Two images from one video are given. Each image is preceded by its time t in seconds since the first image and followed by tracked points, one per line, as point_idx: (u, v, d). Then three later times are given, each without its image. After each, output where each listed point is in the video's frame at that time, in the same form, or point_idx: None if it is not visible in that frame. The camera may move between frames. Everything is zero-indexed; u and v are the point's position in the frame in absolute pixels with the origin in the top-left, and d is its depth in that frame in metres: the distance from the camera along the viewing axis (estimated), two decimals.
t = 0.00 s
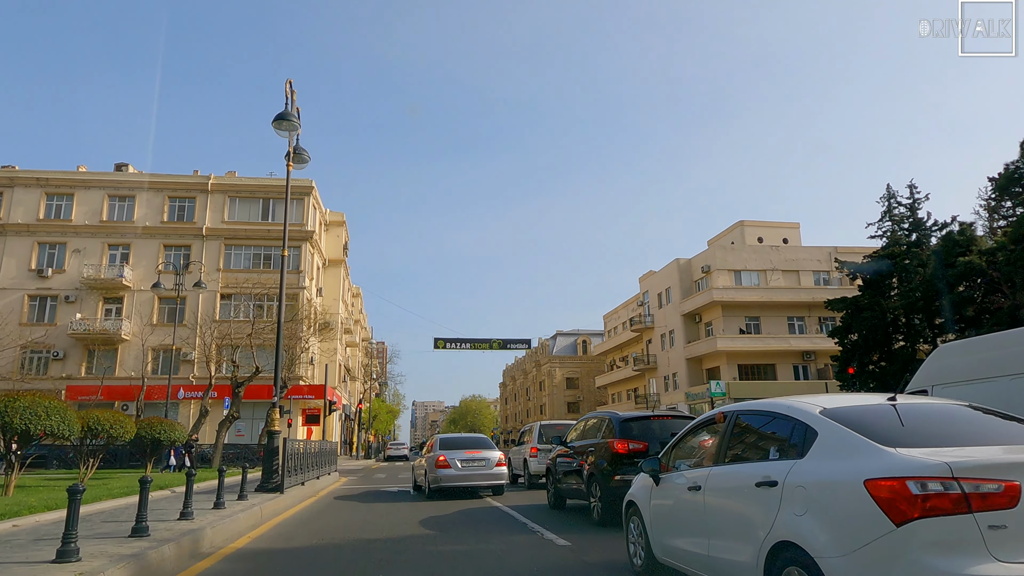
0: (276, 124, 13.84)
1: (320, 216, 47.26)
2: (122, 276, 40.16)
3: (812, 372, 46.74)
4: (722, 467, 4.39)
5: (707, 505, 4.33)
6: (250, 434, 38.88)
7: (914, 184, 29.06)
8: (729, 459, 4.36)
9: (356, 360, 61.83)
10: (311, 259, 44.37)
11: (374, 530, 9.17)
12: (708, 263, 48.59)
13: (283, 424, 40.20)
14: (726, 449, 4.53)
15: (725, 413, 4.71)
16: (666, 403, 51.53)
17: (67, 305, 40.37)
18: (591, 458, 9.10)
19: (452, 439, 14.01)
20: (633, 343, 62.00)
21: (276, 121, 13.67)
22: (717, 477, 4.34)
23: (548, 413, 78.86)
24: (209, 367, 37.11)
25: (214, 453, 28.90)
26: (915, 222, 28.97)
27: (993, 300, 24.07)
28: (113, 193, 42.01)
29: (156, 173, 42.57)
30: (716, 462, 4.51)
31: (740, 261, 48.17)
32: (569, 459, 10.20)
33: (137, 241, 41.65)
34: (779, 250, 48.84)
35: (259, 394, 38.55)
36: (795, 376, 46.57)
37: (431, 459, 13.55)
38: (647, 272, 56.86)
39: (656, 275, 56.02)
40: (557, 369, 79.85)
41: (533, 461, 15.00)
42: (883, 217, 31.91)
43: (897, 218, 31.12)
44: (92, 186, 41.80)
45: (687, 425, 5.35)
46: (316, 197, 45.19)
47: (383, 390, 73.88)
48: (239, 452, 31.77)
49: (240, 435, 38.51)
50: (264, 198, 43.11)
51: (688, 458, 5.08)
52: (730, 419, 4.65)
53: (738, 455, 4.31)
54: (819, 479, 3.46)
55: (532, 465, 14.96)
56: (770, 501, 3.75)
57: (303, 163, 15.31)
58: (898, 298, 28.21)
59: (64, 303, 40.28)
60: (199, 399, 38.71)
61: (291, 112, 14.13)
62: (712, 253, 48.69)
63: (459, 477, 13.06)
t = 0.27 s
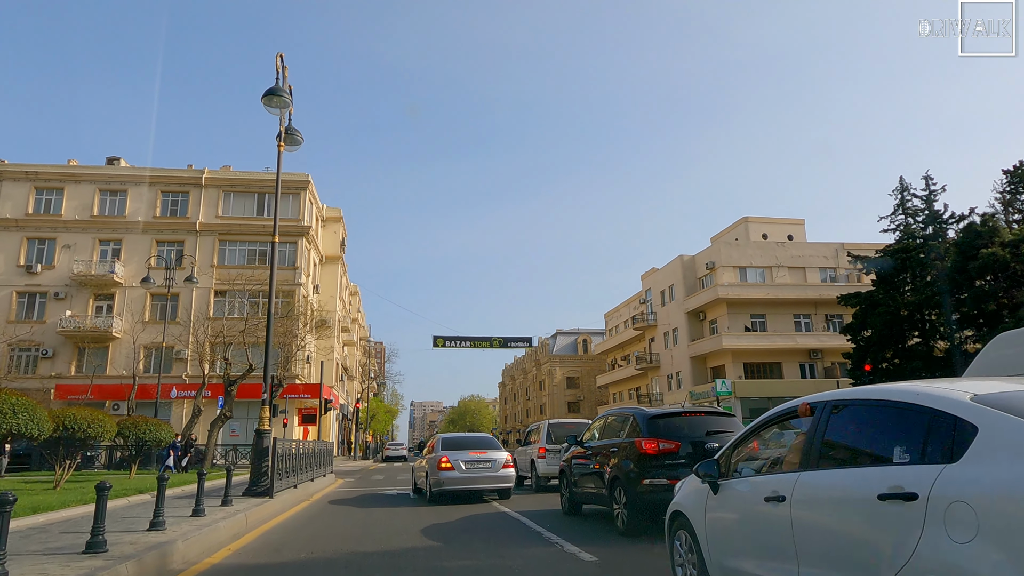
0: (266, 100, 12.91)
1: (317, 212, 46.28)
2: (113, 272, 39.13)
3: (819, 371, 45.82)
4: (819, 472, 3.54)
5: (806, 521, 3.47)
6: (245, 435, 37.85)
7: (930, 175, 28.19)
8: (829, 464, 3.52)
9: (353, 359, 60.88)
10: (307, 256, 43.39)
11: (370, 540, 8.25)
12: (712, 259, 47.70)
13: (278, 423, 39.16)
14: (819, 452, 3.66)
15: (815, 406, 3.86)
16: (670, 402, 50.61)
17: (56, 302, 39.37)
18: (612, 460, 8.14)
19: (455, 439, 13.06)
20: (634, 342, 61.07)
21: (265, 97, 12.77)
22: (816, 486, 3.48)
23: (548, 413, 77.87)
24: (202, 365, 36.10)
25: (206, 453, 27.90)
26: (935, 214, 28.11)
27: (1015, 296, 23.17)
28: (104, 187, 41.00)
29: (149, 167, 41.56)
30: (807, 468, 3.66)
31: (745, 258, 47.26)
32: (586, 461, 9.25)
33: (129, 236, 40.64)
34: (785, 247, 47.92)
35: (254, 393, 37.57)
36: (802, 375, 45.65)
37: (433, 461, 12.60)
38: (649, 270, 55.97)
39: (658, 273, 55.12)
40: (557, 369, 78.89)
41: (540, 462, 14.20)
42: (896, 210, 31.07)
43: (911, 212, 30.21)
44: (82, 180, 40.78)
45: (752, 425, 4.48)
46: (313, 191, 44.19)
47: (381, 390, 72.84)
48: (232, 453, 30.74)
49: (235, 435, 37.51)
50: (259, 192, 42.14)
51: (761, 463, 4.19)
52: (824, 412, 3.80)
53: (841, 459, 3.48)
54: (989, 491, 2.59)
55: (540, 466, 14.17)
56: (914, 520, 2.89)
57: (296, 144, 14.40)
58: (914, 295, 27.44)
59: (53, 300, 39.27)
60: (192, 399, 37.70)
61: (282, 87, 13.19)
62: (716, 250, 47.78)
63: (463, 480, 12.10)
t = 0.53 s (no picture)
0: (253, 71, 12.00)
1: (313, 207, 45.29)
2: (103, 268, 38.10)
3: (825, 369, 44.95)
4: (973, 481, 2.74)
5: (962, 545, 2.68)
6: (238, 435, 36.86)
7: (946, 165, 27.34)
8: (982, 470, 2.73)
9: (350, 358, 59.87)
10: (303, 252, 42.41)
11: (364, 553, 7.31)
12: (716, 256, 46.81)
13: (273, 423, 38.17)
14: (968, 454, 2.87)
15: (952, 392, 3.06)
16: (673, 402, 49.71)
17: (45, 299, 38.34)
18: (641, 461, 7.20)
19: (457, 439, 12.10)
20: (635, 341, 60.16)
21: (252, 69, 11.93)
22: (966, 499, 2.71)
23: (548, 413, 76.94)
24: (194, 363, 35.11)
25: (196, 454, 26.92)
26: (951, 205, 27.30)
27: None
28: (94, 181, 39.98)
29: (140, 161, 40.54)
30: (948, 475, 2.87)
31: (749, 254, 46.39)
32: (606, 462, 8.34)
33: (119, 231, 39.62)
34: (790, 243, 47.05)
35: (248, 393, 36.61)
36: (807, 374, 44.79)
37: (434, 462, 11.64)
38: (651, 267, 55.08)
39: (660, 270, 54.24)
40: (557, 368, 77.93)
41: (549, 463, 13.27)
42: (908, 203, 30.24)
43: (924, 204, 29.36)
44: (72, 174, 39.73)
45: (848, 420, 3.68)
46: (309, 186, 43.21)
47: (378, 389, 71.84)
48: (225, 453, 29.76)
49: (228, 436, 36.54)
50: (253, 187, 41.15)
51: (870, 468, 3.41)
52: (963, 400, 3.01)
53: (1006, 464, 2.67)
54: None
55: (548, 468, 13.25)
56: None
57: (286, 123, 13.51)
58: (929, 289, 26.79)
59: (42, 297, 38.24)
60: (184, 398, 36.70)
61: (271, 59, 12.25)
62: (720, 246, 46.89)
63: (467, 483, 11.14)
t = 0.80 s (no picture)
0: (239, 41, 11.12)
1: (309, 202, 44.33)
2: (93, 264, 37.11)
3: (831, 368, 44.16)
4: None
5: None
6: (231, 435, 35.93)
7: (961, 156, 26.51)
8: None
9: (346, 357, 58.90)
10: (298, 248, 41.46)
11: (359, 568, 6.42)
12: (720, 253, 45.96)
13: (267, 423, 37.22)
14: None
15: None
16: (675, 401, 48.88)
17: (33, 295, 37.33)
18: (675, 464, 6.26)
19: (461, 440, 11.18)
20: (637, 339, 59.30)
21: (238, 38, 11.04)
22: None
23: (547, 413, 76.04)
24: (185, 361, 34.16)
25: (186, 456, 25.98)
26: (967, 197, 26.48)
27: None
28: (84, 175, 39.00)
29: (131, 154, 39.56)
30: None
31: (754, 251, 45.54)
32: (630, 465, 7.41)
33: (110, 227, 38.64)
34: (795, 240, 46.22)
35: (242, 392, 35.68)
36: (813, 372, 43.99)
37: (435, 464, 10.71)
38: (653, 264, 54.22)
39: (662, 267, 53.40)
40: (556, 368, 77.03)
41: (558, 465, 12.40)
42: (920, 196, 29.40)
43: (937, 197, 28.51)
44: (61, 168, 38.74)
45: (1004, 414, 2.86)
46: (304, 181, 42.25)
47: (376, 389, 70.87)
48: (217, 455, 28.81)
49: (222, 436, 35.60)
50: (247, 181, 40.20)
51: None
52: None
53: None
54: None
55: (557, 470, 12.39)
56: None
57: (277, 101, 12.59)
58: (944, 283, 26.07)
59: (30, 294, 37.25)
60: (176, 398, 35.74)
61: (259, 29, 11.33)
62: (723, 243, 46.03)
63: (471, 487, 10.22)
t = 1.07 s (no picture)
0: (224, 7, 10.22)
1: (305, 198, 43.41)
2: (83, 260, 36.16)
3: (837, 367, 43.39)
4: None
5: None
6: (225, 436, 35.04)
7: (978, 147, 25.66)
8: None
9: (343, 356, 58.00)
10: (294, 244, 40.56)
11: None
12: (723, 250, 45.14)
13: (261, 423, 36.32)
14: None
15: None
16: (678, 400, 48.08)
17: (20, 292, 36.37)
18: (719, 469, 5.39)
19: (465, 440, 10.31)
20: (638, 338, 58.46)
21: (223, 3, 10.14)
22: None
23: (547, 413, 75.21)
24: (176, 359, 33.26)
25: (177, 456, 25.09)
26: (984, 189, 25.65)
27: None
28: (74, 169, 38.04)
29: (122, 148, 38.61)
30: None
31: (758, 247, 44.72)
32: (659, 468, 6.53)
33: (100, 222, 37.69)
34: (801, 236, 45.44)
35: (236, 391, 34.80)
36: (818, 371, 43.21)
37: (437, 466, 9.85)
38: (654, 261, 53.40)
39: (664, 264, 52.60)
40: (556, 367, 76.18)
41: (568, 466, 11.58)
42: (933, 189, 28.58)
43: (951, 190, 27.70)
44: (50, 161, 37.78)
45: None
46: (300, 175, 41.35)
47: (373, 389, 69.97)
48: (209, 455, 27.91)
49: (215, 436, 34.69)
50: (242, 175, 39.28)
51: None
52: None
53: None
54: None
55: (566, 472, 11.56)
56: None
57: (266, 77, 11.60)
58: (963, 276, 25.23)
59: (17, 290, 36.29)
60: (168, 397, 34.83)
61: None
62: (727, 239, 45.21)
63: (476, 491, 9.36)
